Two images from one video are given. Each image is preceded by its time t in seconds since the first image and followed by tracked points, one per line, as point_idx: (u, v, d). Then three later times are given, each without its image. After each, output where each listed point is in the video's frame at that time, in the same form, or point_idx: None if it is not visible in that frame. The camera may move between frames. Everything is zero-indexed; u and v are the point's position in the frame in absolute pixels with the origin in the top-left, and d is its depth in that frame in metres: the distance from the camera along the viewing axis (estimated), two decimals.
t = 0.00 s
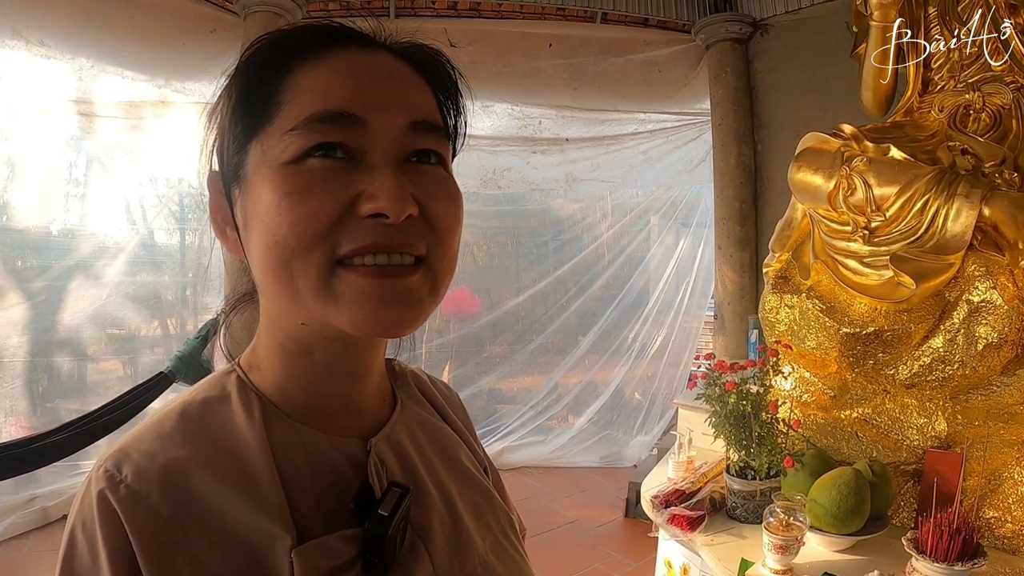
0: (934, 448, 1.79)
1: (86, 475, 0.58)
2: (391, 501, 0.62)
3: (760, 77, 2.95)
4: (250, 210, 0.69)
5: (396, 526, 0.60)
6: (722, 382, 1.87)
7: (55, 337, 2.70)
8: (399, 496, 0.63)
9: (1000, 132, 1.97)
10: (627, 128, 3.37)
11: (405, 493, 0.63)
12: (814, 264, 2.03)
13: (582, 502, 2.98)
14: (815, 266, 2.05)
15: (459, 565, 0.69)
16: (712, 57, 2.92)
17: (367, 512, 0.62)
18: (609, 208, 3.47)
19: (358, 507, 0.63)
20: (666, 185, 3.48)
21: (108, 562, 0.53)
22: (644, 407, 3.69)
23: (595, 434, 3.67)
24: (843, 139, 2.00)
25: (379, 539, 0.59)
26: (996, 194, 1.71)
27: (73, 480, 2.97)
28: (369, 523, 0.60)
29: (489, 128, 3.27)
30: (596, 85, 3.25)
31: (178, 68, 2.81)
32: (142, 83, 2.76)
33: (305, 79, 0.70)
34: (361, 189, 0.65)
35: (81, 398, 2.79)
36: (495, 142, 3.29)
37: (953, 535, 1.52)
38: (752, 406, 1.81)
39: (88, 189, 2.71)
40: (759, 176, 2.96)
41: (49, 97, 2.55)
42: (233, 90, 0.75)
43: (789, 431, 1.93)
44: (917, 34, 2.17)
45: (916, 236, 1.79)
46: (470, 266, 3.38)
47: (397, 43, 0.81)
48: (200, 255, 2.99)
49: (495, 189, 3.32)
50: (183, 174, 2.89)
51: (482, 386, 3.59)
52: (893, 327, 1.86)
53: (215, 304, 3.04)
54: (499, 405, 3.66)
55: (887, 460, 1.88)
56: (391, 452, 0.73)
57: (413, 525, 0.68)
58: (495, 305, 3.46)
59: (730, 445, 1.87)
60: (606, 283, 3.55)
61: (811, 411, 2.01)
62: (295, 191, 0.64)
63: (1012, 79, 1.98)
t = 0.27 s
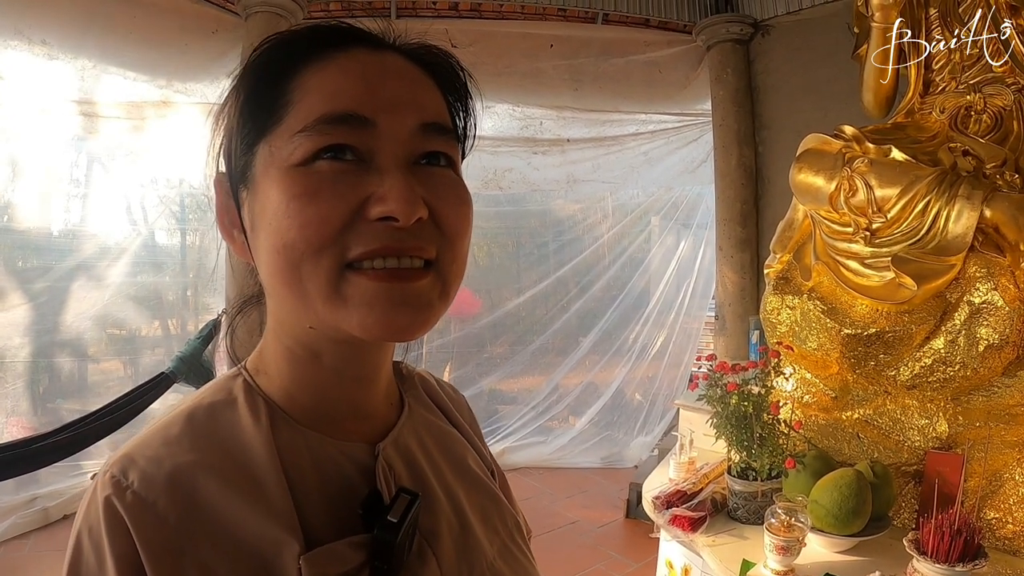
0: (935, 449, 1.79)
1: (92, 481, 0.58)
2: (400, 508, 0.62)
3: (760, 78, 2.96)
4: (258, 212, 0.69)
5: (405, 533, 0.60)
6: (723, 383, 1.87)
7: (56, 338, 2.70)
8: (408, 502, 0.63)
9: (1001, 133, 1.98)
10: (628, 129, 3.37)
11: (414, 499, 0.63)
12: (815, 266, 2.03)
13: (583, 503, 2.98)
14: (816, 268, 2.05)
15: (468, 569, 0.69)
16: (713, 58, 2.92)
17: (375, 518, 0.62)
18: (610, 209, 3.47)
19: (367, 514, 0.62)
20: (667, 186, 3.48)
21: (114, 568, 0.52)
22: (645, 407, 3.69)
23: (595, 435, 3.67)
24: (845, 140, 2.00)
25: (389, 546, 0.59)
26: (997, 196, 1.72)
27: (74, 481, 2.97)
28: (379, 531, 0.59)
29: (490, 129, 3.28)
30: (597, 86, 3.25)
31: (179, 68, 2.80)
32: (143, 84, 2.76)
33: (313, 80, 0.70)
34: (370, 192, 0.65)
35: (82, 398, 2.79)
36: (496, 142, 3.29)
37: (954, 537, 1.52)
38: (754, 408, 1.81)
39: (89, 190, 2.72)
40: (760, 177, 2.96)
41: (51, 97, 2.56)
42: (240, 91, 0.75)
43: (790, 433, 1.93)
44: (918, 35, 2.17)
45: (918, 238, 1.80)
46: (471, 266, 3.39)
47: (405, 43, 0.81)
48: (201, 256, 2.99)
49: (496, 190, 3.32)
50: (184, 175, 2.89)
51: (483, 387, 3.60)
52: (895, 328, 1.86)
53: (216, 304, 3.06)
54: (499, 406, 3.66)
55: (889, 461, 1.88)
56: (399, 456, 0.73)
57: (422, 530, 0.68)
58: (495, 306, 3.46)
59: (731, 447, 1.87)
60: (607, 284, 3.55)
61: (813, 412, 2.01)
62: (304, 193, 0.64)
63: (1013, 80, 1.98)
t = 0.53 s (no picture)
0: (936, 449, 1.79)
1: (94, 479, 0.58)
2: (402, 508, 0.62)
3: (761, 78, 2.96)
4: (262, 207, 0.69)
5: (407, 532, 0.60)
6: (724, 383, 1.88)
7: (57, 338, 2.71)
8: (410, 502, 0.63)
9: (1001, 133, 1.98)
10: (628, 129, 3.38)
11: (417, 498, 0.63)
12: (816, 266, 2.03)
13: (583, 503, 2.98)
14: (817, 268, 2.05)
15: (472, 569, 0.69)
16: (714, 58, 2.92)
17: (377, 518, 0.62)
18: (611, 209, 3.47)
19: (369, 513, 0.62)
20: (668, 186, 3.48)
21: (116, 567, 0.53)
22: (645, 407, 3.69)
23: (596, 435, 3.67)
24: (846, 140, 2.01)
25: (391, 546, 0.59)
26: (998, 196, 1.72)
27: (74, 481, 2.97)
28: (381, 530, 0.60)
29: (490, 129, 3.28)
30: (598, 86, 3.25)
31: (181, 69, 2.81)
32: (145, 84, 2.76)
33: (317, 77, 0.70)
34: (373, 187, 0.65)
35: (83, 398, 2.80)
36: (497, 142, 3.30)
37: (954, 537, 1.52)
38: (755, 407, 1.82)
39: (91, 190, 2.72)
40: (761, 177, 2.96)
41: (54, 97, 2.56)
42: (244, 87, 0.75)
43: (791, 432, 1.93)
44: (919, 36, 2.17)
45: (918, 238, 1.80)
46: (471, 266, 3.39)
47: (408, 40, 0.81)
48: (201, 256, 2.99)
49: (496, 190, 3.32)
50: (184, 175, 2.90)
51: (484, 387, 3.60)
52: (896, 328, 1.86)
53: (217, 304, 3.07)
54: (500, 406, 3.66)
55: (890, 461, 1.89)
56: (402, 456, 0.73)
57: (425, 531, 0.68)
58: (496, 306, 3.46)
59: (732, 447, 1.87)
60: (607, 284, 3.55)
61: (814, 412, 2.01)
62: (307, 189, 0.64)
63: (1014, 79, 1.98)
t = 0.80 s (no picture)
0: (937, 449, 1.80)
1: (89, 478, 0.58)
2: (395, 508, 0.61)
3: (762, 78, 2.95)
4: (258, 205, 0.69)
5: (400, 532, 0.60)
6: (726, 383, 1.87)
7: (58, 339, 2.71)
8: (403, 502, 0.63)
9: (1002, 133, 1.98)
10: (629, 130, 3.37)
11: (410, 499, 0.63)
12: (817, 266, 2.02)
13: (583, 503, 2.98)
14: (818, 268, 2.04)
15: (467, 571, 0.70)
16: (715, 58, 2.91)
17: (371, 519, 0.62)
18: (611, 209, 3.47)
19: (362, 514, 0.63)
20: (668, 186, 3.48)
21: (109, 567, 0.53)
22: (646, 408, 3.69)
23: (597, 436, 3.67)
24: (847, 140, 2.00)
25: (383, 546, 0.59)
26: (999, 196, 1.72)
27: (74, 481, 2.97)
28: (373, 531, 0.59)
29: (491, 129, 3.28)
30: (598, 86, 3.24)
31: (182, 69, 2.81)
32: (146, 84, 2.76)
33: (315, 74, 0.70)
34: (369, 186, 0.65)
35: (83, 398, 2.80)
36: (498, 142, 3.30)
37: (956, 537, 1.53)
38: (756, 407, 1.82)
39: (92, 190, 2.72)
40: (762, 177, 2.95)
41: (56, 97, 2.56)
42: (242, 84, 0.75)
43: (792, 432, 1.93)
44: (920, 36, 2.17)
45: (919, 238, 1.80)
46: (472, 266, 3.39)
47: (406, 39, 0.81)
48: (202, 256, 2.99)
49: (497, 190, 3.33)
50: (184, 175, 2.91)
51: (484, 387, 3.60)
52: (896, 328, 1.85)
53: (217, 304, 3.06)
54: (500, 406, 3.65)
55: (890, 461, 1.88)
56: (397, 455, 0.73)
57: (418, 530, 0.68)
58: (497, 306, 3.46)
59: (733, 447, 1.86)
60: (608, 284, 3.54)
61: (815, 412, 2.01)
62: (303, 187, 0.64)
63: (1015, 80, 1.98)
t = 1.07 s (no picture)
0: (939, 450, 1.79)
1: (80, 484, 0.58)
2: (390, 511, 0.61)
3: (763, 78, 2.95)
4: (262, 206, 0.67)
5: (395, 535, 0.60)
6: (728, 384, 1.87)
7: (60, 340, 2.71)
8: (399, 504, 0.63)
9: (1004, 134, 1.98)
10: (631, 130, 3.37)
11: (405, 501, 0.63)
12: (819, 266, 2.02)
13: (584, 504, 2.98)
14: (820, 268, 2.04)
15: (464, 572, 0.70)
16: (716, 58, 2.91)
17: (365, 522, 0.62)
18: (613, 209, 3.47)
19: (357, 516, 0.62)
20: (669, 187, 3.47)
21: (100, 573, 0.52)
22: (648, 408, 3.69)
23: (598, 436, 3.67)
24: (849, 141, 2.00)
25: (378, 549, 0.59)
26: (1002, 196, 1.71)
27: (75, 482, 2.96)
28: (368, 534, 0.59)
29: (492, 129, 3.28)
30: (599, 86, 3.23)
31: (183, 69, 2.80)
32: (147, 84, 2.76)
33: (325, 74, 0.70)
34: (382, 193, 0.65)
35: (84, 398, 2.79)
36: (499, 143, 3.30)
37: (959, 538, 1.53)
38: (758, 408, 1.81)
39: (93, 190, 2.72)
40: (763, 177, 2.95)
41: (58, 97, 2.55)
42: (245, 80, 0.74)
43: (795, 433, 1.92)
44: (922, 36, 2.17)
45: (921, 238, 1.80)
46: (473, 266, 3.39)
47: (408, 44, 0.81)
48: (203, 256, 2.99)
49: (498, 190, 3.33)
50: (185, 175, 2.91)
51: (485, 387, 3.59)
52: (899, 329, 1.85)
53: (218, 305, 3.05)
54: (501, 406, 3.65)
55: (892, 462, 1.88)
56: (393, 456, 0.73)
57: (414, 530, 0.68)
58: (498, 306, 3.46)
59: (736, 448, 1.86)
60: (609, 284, 3.54)
61: (817, 413, 2.01)
62: (318, 191, 0.64)
63: (1017, 80, 1.98)
